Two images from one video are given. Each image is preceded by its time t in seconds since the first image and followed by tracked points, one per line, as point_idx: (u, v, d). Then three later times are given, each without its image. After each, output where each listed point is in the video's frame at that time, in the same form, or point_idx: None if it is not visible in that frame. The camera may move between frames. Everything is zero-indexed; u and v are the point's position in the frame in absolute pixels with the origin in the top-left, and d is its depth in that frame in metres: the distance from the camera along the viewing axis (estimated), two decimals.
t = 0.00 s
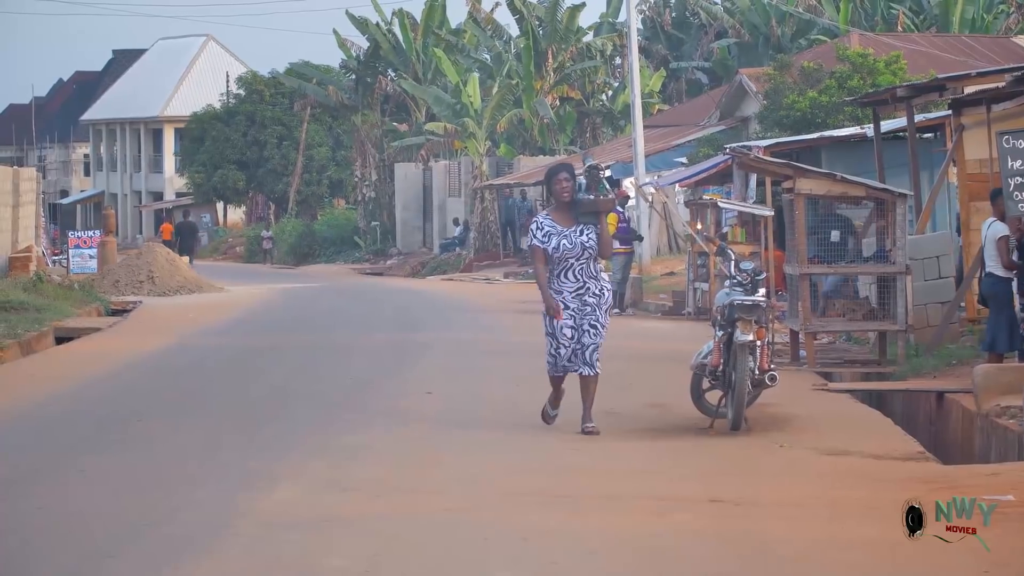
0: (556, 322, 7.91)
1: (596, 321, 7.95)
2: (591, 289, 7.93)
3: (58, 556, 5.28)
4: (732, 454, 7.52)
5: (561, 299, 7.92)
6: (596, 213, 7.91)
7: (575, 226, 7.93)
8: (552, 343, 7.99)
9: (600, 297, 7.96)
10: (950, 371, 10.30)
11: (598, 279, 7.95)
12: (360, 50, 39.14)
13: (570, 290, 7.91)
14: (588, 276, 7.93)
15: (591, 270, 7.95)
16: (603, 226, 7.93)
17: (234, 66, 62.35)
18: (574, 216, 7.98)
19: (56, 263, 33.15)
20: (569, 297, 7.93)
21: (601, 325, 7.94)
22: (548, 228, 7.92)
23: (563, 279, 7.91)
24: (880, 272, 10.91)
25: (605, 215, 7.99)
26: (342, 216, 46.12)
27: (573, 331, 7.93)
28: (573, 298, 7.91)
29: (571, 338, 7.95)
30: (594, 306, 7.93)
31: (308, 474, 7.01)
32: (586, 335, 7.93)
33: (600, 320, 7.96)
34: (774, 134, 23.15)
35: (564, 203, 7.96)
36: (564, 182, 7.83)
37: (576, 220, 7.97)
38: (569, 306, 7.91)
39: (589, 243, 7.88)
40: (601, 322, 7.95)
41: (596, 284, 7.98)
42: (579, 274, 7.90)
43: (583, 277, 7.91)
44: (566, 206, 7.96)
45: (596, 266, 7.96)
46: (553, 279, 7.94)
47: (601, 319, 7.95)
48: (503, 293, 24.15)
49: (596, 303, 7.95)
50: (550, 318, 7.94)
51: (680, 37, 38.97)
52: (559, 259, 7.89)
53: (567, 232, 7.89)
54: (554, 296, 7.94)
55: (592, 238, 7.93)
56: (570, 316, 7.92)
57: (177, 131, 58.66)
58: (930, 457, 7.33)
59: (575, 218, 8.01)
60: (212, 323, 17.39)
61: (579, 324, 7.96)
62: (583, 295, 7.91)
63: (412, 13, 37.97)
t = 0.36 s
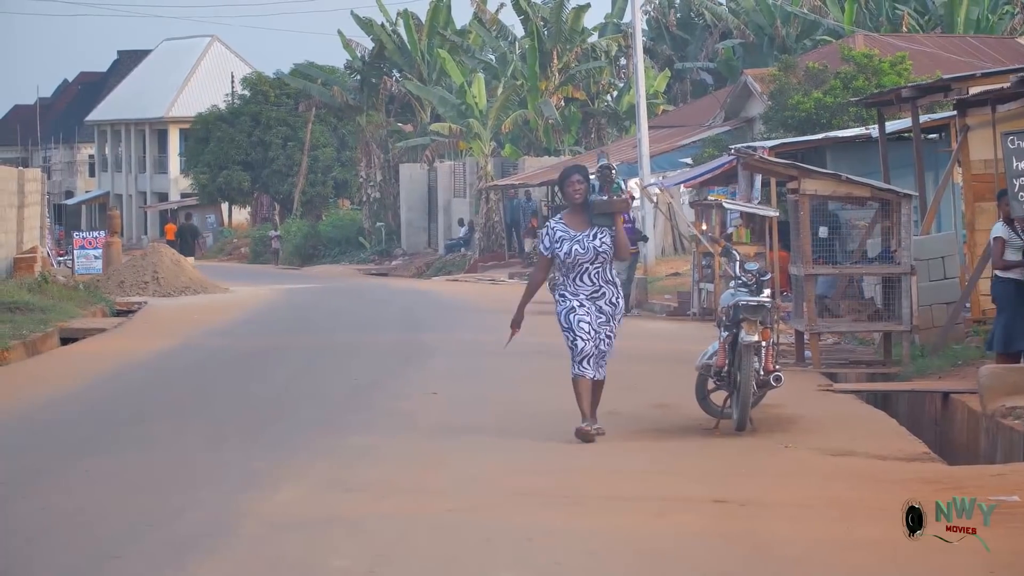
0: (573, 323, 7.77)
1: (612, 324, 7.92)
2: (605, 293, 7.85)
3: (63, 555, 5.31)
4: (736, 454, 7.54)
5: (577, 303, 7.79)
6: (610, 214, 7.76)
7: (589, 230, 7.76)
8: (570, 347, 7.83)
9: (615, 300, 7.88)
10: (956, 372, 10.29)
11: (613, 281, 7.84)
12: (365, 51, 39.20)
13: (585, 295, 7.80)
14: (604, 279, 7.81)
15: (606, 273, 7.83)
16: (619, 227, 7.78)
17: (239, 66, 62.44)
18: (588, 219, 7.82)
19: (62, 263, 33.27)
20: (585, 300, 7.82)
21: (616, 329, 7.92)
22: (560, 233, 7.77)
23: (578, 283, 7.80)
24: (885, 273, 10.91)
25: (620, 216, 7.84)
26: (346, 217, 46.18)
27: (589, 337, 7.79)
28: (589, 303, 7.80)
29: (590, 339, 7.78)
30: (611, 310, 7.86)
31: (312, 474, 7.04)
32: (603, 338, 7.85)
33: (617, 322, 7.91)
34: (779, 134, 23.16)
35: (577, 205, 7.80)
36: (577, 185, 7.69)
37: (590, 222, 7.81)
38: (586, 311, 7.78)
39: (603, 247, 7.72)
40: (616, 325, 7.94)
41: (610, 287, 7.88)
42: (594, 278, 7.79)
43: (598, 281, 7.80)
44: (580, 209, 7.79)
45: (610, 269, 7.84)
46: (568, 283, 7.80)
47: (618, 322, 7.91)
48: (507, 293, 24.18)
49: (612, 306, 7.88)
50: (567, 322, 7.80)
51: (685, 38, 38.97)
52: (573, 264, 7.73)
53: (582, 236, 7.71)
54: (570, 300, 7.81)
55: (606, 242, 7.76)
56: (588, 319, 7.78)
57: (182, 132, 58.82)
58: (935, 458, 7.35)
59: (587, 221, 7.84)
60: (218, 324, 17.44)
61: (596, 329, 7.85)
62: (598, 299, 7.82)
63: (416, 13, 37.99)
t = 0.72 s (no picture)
0: (577, 323, 7.59)
1: (620, 321, 7.64)
2: (612, 291, 7.62)
3: (65, 555, 5.33)
4: (739, 454, 7.55)
5: (582, 301, 7.58)
6: (621, 211, 7.65)
7: (597, 225, 7.61)
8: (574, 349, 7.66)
9: (622, 298, 7.66)
10: (960, 372, 10.29)
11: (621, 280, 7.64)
12: (368, 51, 39.19)
13: (592, 292, 7.58)
14: (611, 276, 7.62)
15: (613, 270, 7.65)
16: (628, 224, 7.66)
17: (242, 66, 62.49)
18: (596, 215, 7.68)
19: (65, 263, 33.32)
20: (590, 298, 7.60)
21: (627, 325, 7.64)
22: (567, 227, 7.59)
23: (583, 280, 7.59)
24: (889, 273, 10.90)
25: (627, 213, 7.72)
26: (349, 217, 46.15)
27: (596, 336, 7.59)
28: (596, 301, 7.59)
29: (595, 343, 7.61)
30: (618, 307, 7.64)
31: (315, 474, 7.05)
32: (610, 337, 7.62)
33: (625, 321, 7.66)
34: (783, 134, 23.16)
35: (586, 200, 7.67)
36: (585, 178, 7.57)
37: (597, 218, 7.66)
38: (592, 309, 7.58)
39: (611, 242, 7.55)
40: (625, 322, 7.66)
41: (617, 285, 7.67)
42: (601, 275, 7.59)
43: (605, 278, 7.59)
44: (588, 204, 7.66)
45: (617, 266, 7.66)
46: (575, 279, 7.60)
47: (626, 319, 7.66)
48: (511, 293, 24.19)
49: (619, 304, 7.64)
50: (571, 325, 7.62)
51: (688, 38, 38.96)
52: (581, 259, 7.53)
53: (590, 230, 7.54)
54: (576, 299, 7.59)
55: (614, 238, 7.60)
56: (593, 321, 7.59)
57: (185, 132, 58.90)
58: (939, 458, 7.35)
59: (595, 217, 7.70)
60: (222, 324, 17.46)
61: (602, 327, 7.63)
62: (605, 297, 7.60)
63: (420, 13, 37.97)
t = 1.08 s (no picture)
0: (591, 332, 7.36)
1: (631, 331, 7.29)
2: (628, 299, 7.33)
3: (64, 556, 5.32)
4: (741, 452, 7.56)
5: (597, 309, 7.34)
6: (636, 220, 7.29)
7: (612, 233, 7.32)
8: (589, 356, 7.45)
9: (637, 308, 7.33)
10: (963, 370, 10.28)
11: (637, 287, 7.34)
12: (370, 50, 39.17)
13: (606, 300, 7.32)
14: (627, 284, 7.33)
15: (630, 278, 7.35)
16: (644, 232, 7.30)
17: (245, 65, 62.51)
18: (611, 222, 7.37)
19: (67, 261, 33.36)
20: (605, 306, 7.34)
21: (638, 334, 7.29)
22: (581, 235, 7.34)
23: (598, 288, 7.33)
24: (891, 271, 10.90)
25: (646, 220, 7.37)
26: (352, 215, 46.13)
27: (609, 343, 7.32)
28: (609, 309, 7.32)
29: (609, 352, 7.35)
30: (629, 317, 7.30)
31: (317, 474, 7.05)
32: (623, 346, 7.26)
33: (637, 331, 7.31)
34: (785, 133, 23.16)
35: (600, 207, 7.36)
36: (599, 186, 7.22)
37: (613, 226, 7.36)
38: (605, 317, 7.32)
39: (628, 251, 7.28)
40: (637, 333, 7.31)
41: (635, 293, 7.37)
42: (616, 283, 7.31)
43: (621, 286, 7.31)
44: (602, 211, 7.36)
45: (635, 274, 7.35)
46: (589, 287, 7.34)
47: (638, 328, 7.30)
48: (513, 292, 24.20)
49: (632, 314, 7.31)
50: (585, 333, 7.39)
51: (690, 36, 38.92)
52: (596, 268, 7.29)
53: (604, 239, 7.28)
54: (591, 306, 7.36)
55: (630, 245, 7.31)
56: (607, 329, 7.32)
57: (188, 130, 58.96)
58: (941, 456, 7.34)
59: (611, 224, 7.40)
60: (224, 323, 17.48)
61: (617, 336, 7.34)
62: (620, 304, 7.32)
63: (422, 12, 37.94)
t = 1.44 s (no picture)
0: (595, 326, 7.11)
1: (636, 327, 7.15)
2: (631, 290, 7.12)
3: (52, 552, 5.28)
4: (731, 447, 7.55)
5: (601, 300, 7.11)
6: (639, 207, 7.04)
7: (614, 223, 7.08)
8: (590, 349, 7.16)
9: (641, 302, 7.15)
10: (951, 365, 10.31)
11: (640, 277, 7.12)
12: (360, 45, 39.06)
13: (609, 292, 7.11)
14: (630, 275, 7.11)
15: (633, 269, 7.13)
16: (647, 220, 7.06)
17: (235, 60, 62.34)
18: (614, 212, 7.12)
19: (57, 256, 33.27)
20: (609, 297, 7.12)
21: (642, 332, 7.16)
22: (582, 226, 7.12)
23: (602, 279, 7.11)
24: (880, 266, 10.91)
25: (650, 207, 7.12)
26: (341, 210, 46.03)
27: (613, 336, 7.09)
28: (613, 301, 7.10)
29: (614, 339, 7.07)
30: (635, 311, 7.14)
31: (306, 469, 7.02)
32: (629, 338, 7.13)
33: (642, 327, 7.17)
34: (775, 128, 23.18)
35: (601, 197, 7.13)
36: (600, 176, 7.03)
37: (615, 215, 7.11)
38: (609, 309, 7.10)
39: (629, 240, 7.03)
40: (642, 327, 7.17)
41: (638, 282, 7.16)
42: (619, 274, 7.09)
43: (624, 277, 7.10)
44: (603, 200, 7.12)
45: (637, 263, 7.13)
46: (591, 279, 7.13)
47: (643, 327, 7.17)
48: (502, 287, 24.20)
49: (637, 307, 7.15)
50: (589, 322, 7.11)
51: (680, 31, 38.89)
52: (598, 258, 7.06)
53: (605, 229, 7.05)
54: (594, 297, 7.13)
55: (632, 235, 7.07)
56: (611, 319, 7.08)
57: (177, 126, 58.81)
58: (930, 451, 7.35)
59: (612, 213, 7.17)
60: (213, 318, 17.43)
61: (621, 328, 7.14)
62: (623, 295, 7.11)
63: (412, 7, 37.84)
